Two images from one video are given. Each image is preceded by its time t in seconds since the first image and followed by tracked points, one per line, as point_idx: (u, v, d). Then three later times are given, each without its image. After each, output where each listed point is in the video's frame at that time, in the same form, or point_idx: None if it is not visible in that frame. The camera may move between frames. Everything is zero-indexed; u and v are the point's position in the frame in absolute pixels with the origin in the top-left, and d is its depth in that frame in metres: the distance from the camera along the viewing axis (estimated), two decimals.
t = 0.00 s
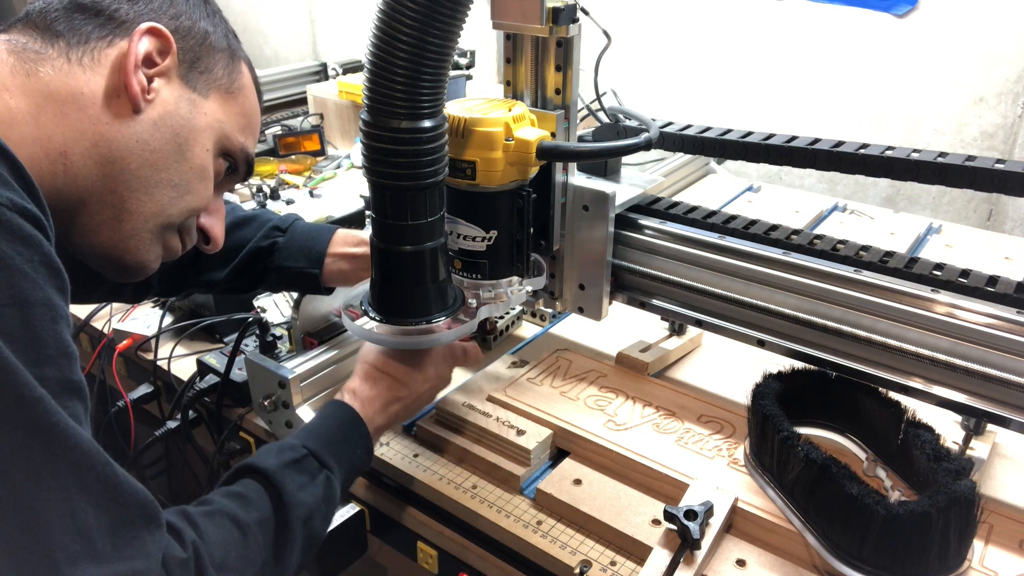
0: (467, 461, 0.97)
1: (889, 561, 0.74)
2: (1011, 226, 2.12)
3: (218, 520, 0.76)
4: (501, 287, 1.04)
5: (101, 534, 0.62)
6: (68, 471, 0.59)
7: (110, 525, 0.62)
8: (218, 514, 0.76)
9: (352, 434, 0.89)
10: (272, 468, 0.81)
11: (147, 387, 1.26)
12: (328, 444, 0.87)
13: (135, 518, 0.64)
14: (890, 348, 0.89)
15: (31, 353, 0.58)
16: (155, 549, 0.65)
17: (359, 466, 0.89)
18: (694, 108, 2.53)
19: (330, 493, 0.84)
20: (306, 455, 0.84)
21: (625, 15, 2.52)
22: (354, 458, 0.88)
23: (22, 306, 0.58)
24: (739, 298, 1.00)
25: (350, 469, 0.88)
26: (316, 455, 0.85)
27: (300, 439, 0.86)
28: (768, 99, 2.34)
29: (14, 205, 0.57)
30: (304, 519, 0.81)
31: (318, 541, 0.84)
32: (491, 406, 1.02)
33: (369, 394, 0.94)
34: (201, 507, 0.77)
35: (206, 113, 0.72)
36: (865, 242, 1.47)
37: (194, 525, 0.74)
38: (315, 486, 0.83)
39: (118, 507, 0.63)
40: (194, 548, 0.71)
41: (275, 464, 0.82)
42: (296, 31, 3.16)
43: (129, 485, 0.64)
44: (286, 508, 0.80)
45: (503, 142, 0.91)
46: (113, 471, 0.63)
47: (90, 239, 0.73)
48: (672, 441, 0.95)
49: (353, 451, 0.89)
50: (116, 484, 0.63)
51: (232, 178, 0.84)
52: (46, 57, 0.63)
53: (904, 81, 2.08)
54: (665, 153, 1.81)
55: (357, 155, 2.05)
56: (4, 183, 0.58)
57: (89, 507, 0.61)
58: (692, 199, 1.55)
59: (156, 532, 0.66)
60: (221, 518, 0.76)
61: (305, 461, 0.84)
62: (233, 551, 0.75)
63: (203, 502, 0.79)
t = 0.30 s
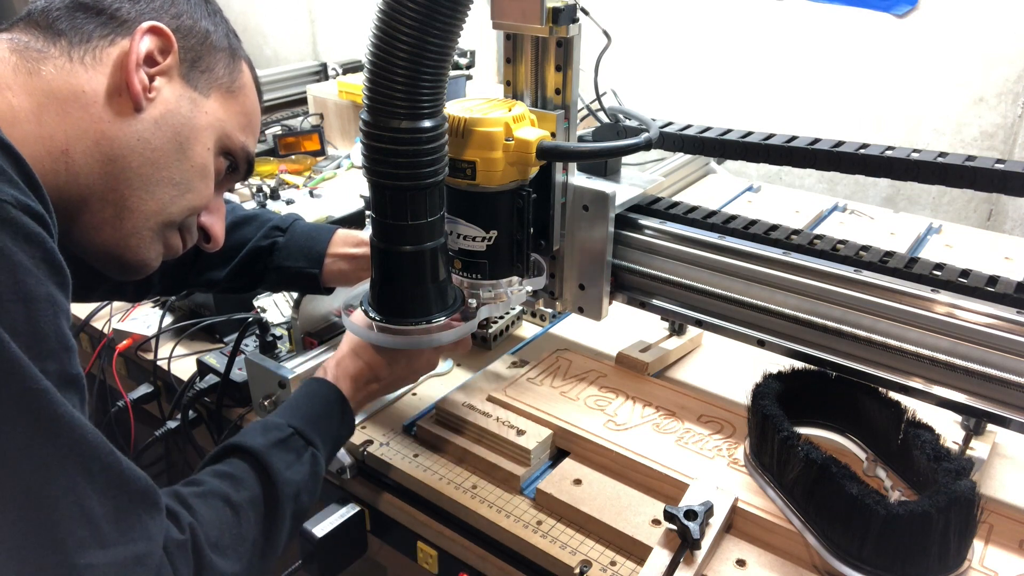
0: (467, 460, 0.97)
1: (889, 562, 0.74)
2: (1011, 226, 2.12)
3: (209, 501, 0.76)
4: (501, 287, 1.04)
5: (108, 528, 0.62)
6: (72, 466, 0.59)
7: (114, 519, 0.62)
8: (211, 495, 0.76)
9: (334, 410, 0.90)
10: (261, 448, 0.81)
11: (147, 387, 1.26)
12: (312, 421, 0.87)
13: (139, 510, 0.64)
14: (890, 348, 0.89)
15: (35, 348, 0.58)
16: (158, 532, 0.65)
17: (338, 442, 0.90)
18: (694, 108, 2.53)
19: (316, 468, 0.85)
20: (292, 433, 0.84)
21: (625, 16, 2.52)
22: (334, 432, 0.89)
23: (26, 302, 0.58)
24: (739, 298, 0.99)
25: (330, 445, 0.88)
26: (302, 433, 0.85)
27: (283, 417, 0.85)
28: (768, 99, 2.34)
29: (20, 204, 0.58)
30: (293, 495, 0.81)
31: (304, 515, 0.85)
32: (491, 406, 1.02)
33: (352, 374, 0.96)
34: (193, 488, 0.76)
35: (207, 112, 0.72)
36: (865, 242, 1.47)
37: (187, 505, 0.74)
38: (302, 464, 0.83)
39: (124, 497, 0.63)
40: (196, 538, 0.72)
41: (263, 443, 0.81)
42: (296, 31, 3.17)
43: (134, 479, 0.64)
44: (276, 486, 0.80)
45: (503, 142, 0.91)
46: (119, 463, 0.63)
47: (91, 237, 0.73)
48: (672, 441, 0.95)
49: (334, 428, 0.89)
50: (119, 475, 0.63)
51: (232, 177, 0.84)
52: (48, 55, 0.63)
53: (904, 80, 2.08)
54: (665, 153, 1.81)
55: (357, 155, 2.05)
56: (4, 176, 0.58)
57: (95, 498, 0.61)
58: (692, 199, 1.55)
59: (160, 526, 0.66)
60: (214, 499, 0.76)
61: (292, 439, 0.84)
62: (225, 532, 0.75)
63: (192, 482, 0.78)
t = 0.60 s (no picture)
0: (467, 461, 0.97)
1: (889, 561, 0.74)
2: (1011, 226, 2.12)
3: (200, 502, 0.76)
4: (501, 287, 1.04)
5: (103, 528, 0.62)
6: (70, 463, 0.59)
7: (110, 517, 0.62)
8: (201, 496, 0.76)
9: (326, 413, 0.90)
10: (251, 449, 0.81)
11: (147, 387, 1.26)
12: (304, 423, 0.87)
13: (134, 508, 0.65)
14: (890, 348, 0.89)
15: (36, 344, 0.58)
16: (151, 532, 0.65)
17: (331, 443, 0.90)
18: (693, 108, 2.53)
19: (307, 469, 0.85)
20: (284, 434, 0.85)
21: (625, 15, 2.52)
22: (327, 435, 0.89)
23: (28, 298, 0.58)
24: (739, 298, 0.99)
25: (324, 445, 0.89)
26: (293, 435, 0.85)
27: (276, 418, 0.86)
28: (768, 99, 2.34)
29: (24, 200, 0.58)
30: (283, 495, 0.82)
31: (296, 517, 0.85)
32: (491, 407, 1.02)
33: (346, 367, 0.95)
34: (183, 488, 0.77)
35: (207, 110, 0.72)
36: (865, 242, 1.47)
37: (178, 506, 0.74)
38: (293, 465, 0.83)
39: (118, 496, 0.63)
40: (186, 538, 0.72)
41: (254, 445, 0.82)
42: (296, 31, 3.17)
43: (129, 477, 0.64)
44: (266, 487, 0.80)
45: (503, 142, 0.91)
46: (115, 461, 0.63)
47: (92, 235, 0.73)
48: (672, 441, 0.95)
49: (328, 429, 0.90)
50: (115, 472, 0.63)
51: (232, 175, 0.84)
52: (49, 53, 0.63)
53: (904, 80, 2.08)
54: (665, 153, 1.81)
55: (357, 155, 2.05)
56: (11, 174, 0.58)
57: (89, 497, 0.61)
58: (692, 199, 1.55)
59: (153, 525, 0.66)
60: (204, 500, 0.76)
61: (283, 440, 0.84)
62: (217, 531, 0.75)
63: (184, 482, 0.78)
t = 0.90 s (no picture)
0: (467, 461, 0.97)
1: (889, 561, 0.74)
2: (1011, 226, 2.13)
3: (196, 495, 0.75)
4: (501, 287, 1.04)
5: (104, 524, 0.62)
6: (70, 460, 0.59)
7: (110, 513, 0.62)
8: (197, 489, 0.76)
9: (321, 408, 0.90)
10: (248, 444, 0.81)
11: (147, 387, 1.26)
12: (300, 418, 0.87)
13: (134, 504, 0.65)
14: (890, 348, 0.89)
15: (37, 341, 0.58)
16: (150, 527, 0.65)
17: (326, 438, 0.90)
18: (693, 108, 2.53)
19: (302, 465, 0.85)
20: (280, 429, 0.85)
21: (625, 16, 2.52)
22: (322, 430, 0.90)
23: (29, 296, 0.58)
24: (739, 298, 0.99)
25: (318, 440, 0.89)
26: (289, 430, 0.85)
27: (272, 413, 0.86)
28: (768, 99, 2.34)
29: (28, 199, 0.58)
30: (279, 490, 0.82)
31: (289, 511, 0.85)
32: (491, 406, 1.02)
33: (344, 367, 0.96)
34: (181, 481, 0.76)
35: (207, 109, 0.72)
36: (865, 242, 1.47)
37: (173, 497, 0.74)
38: (290, 460, 0.84)
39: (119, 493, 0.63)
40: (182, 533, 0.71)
41: (251, 440, 0.82)
42: (296, 31, 3.17)
43: (129, 473, 0.64)
44: (263, 482, 0.80)
45: (503, 142, 0.91)
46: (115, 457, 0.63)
47: (92, 233, 0.73)
48: (672, 441, 0.95)
49: (323, 424, 0.90)
50: (116, 471, 0.63)
51: (231, 175, 0.84)
52: (49, 52, 0.63)
53: (904, 80, 2.08)
54: (665, 153, 1.81)
55: (357, 155, 2.05)
56: (15, 175, 0.58)
57: (89, 491, 0.61)
58: (692, 199, 1.55)
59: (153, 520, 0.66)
60: (201, 492, 0.76)
61: (280, 435, 0.84)
62: (212, 524, 0.75)
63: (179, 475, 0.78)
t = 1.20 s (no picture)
0: (467, 461, 0.97)
1: (889, 561, 0.74)
2: (1011, 226, 2.12)
3: (199, 507, 0.76)
4: (501, 287, 1.04)
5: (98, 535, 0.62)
6: (66, 466, 0.60)
7: (105, 519, 0.62)
8: (201, 502, 0.76)
9: (333, 422, 0.89)
10: (254, 456, 0.81)
11: (147, 387, 1.26)
12: (310, 431, 0.87)
13: (132, 513, 0.65)
14: (890, 348, 0.89)
15: (36, 341, 0.58)
16: (147, 537, 0.65)
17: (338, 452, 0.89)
18: (693, 108, 2.53)
19: (311, 479, 0.84)
20: (289, 442, 0.84)
21: (625, 15, 2.52)
22: (334, 445, 0.88)
23: (28, 296, 0.58)
24: (739, 298, 0.99)
25: (330, 454, 0.88)
26: (298, 443, 0.85)
27: (283, 426, 0.86)
28: (768, 99, 2.34)
29: (25, 196, 0.58)
30: (285, 505, 0.81)
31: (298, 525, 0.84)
32: (491, 407, 1.02)
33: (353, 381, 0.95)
34: (185, 494, 0.77)
35: (206, 108, 0.72)
36: (865, 242, 1.47)
37: (176, 510, 0.74)
38: (297, 473, 0.83)
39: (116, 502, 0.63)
40: (183, 545, 0.71)
41: (258, 452, 0.81)
42: (296, 31, 3.17)
43: (128, 482, 0.64)
44: (268, 495, 0.80)
45: (503, 142, 0.91)
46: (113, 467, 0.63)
47: (91, 232, 0.72)
48: (672, 441, 0.95)
49: (335, 438, 0.89)
50: (115, 471, 0.63)
51: (230, 174, 0.84)
52: (49, 50, 0.63)
53: (904, 80, 2.08)
54: (665, 153, 1.81)
55: (357, 155, 2.05)
56: (11, 170, 0.58)
57: (84, 497, 0.61)
58: (692, 199, 1.55)
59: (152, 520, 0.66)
60: (205, 505, 0.76)
61: (288, 448, 0.84)
62: (215, 539, 0.75)
63: (186, 488, 0.78)
